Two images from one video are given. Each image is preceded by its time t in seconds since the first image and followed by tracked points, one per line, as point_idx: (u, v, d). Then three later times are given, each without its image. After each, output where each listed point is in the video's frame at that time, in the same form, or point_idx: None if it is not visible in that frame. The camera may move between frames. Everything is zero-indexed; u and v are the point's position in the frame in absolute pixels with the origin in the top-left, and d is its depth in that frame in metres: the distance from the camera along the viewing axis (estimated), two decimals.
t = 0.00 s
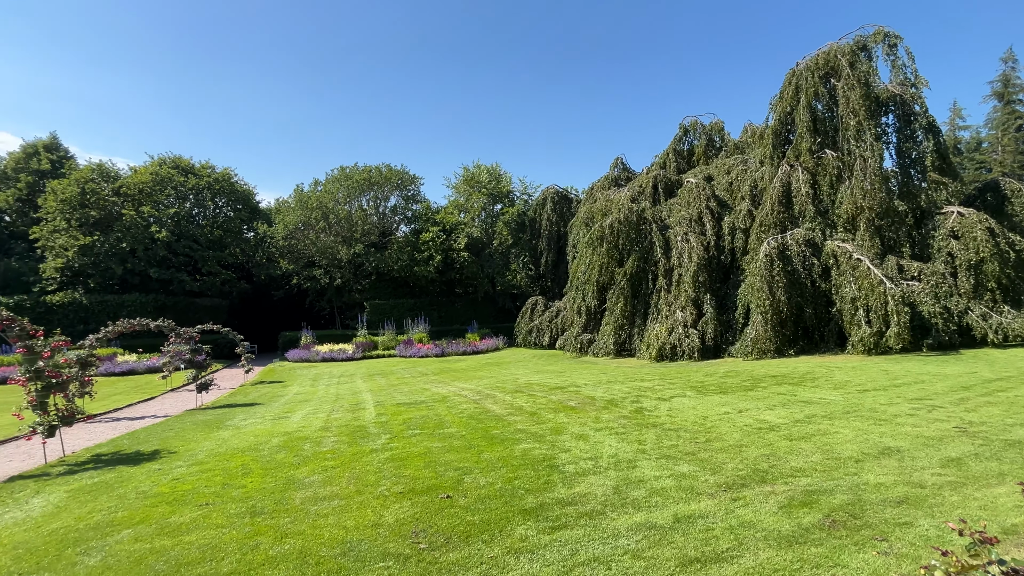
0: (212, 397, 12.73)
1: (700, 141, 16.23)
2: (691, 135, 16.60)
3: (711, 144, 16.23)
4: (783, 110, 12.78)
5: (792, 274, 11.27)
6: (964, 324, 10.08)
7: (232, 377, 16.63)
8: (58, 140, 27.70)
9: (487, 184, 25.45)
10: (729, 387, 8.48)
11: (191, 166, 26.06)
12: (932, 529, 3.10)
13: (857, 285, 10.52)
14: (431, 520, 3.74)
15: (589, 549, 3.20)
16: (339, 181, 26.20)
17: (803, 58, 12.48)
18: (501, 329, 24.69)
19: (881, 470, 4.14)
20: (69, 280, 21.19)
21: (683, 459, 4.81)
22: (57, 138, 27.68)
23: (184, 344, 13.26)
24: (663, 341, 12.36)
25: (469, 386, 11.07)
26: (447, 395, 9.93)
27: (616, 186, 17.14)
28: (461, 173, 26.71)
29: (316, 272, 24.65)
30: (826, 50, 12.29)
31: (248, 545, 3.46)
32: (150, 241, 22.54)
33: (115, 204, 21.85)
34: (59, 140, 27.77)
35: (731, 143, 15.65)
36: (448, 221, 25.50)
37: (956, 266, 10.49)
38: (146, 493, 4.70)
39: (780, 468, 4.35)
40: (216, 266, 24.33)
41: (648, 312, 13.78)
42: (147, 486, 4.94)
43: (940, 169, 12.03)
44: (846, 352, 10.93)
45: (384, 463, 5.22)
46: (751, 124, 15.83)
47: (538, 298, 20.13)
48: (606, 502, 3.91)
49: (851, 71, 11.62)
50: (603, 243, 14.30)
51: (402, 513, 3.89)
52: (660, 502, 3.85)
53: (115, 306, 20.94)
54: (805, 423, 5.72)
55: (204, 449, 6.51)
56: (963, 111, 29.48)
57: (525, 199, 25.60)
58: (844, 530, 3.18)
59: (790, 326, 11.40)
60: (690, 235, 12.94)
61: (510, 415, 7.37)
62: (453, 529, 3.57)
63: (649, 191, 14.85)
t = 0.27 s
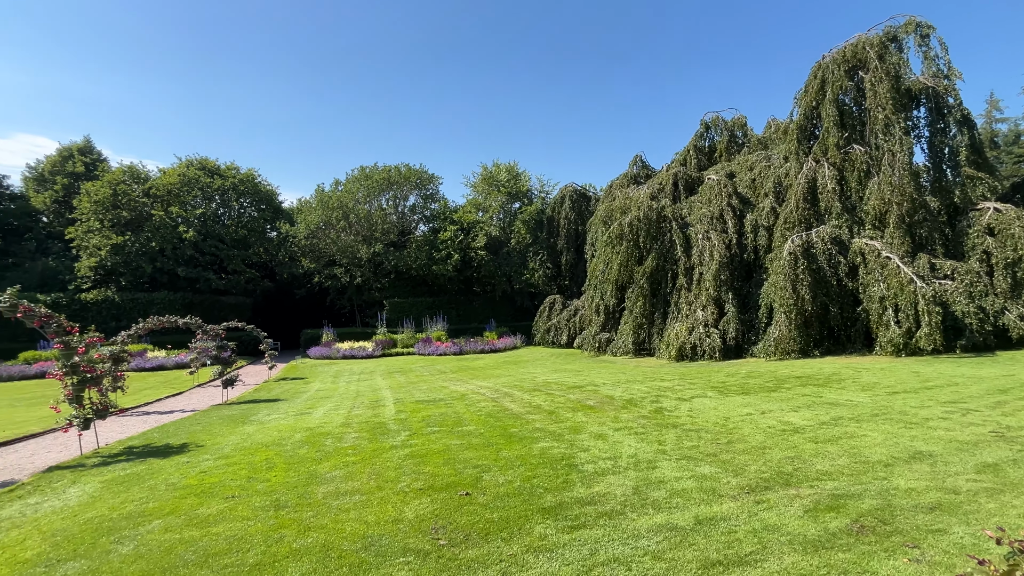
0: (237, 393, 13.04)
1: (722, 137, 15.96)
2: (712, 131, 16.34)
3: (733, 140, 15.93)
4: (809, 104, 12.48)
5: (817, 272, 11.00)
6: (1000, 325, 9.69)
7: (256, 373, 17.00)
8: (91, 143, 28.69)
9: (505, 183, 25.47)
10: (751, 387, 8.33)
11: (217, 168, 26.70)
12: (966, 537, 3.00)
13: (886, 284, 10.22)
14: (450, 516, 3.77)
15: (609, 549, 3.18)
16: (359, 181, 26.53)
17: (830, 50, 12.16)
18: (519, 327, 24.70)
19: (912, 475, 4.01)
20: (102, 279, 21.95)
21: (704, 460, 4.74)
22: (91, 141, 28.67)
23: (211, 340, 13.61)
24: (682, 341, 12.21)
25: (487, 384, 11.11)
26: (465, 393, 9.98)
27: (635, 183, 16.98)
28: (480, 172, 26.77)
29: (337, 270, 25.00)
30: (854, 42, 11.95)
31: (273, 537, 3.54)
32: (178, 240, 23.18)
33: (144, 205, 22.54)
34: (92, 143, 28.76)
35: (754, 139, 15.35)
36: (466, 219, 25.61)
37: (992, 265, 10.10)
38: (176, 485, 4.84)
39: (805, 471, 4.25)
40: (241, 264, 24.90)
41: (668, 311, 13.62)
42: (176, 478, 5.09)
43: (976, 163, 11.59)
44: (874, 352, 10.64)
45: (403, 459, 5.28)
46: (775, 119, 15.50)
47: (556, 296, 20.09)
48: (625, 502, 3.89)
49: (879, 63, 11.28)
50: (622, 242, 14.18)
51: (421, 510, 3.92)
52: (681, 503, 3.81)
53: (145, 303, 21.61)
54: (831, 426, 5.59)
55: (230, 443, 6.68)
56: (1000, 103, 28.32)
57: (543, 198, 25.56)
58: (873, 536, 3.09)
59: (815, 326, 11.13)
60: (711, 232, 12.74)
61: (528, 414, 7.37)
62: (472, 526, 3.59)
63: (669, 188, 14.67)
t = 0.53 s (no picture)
0: (261, 389, 13.34)
1: (745, 133, 15.65)
2: (735, 127, 16.03)
3: (757, 135, 15.60)
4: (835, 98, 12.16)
5: (845, 270, 10.71)
6: None
7: (279, 369, 17.36)
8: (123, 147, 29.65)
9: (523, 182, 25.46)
10: (775, 388, 8.16)
11: (242, 169, 27.30)
12: (1004, 546, 2.89)
13: (917, 282, 9.89)
14: (470, 513, 3.80)
15: (630, 549, 3.16)
16: (379, 181, 26.83)
17: (858, 42, 11.82)
18: (538, 326, 24.67)
19: (945, 480, 3.88)
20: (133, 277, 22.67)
21: (726, 462, 4.67)
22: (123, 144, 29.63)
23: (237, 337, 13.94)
24: (704, 340, 12.04)
25: (506, 383, 11.13)
26: (484, 391, 10.02)
27: (655, 181, 16.78)
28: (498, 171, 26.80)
29: (358, 269, 25.33)
30: (884, 32, 11.58)
31: (297, 531, 3.61)
32: (205, 240, 23.80)
33: (173, 206, 23.19)
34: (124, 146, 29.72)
35: (779, 134, 15.00)
36: (485, 218, 25.69)
37: None
38: (204, 477, 4.98)
39: (832, 475, 4.15)
40: (265, 263, 25.43)
41: (689, 310, 13.43)
42: (204, 471, 5.24)
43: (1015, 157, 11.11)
44: (904, 353, 10.31)
45: (423, 456, 5.32)
46: (800, 114, 15.13)
47: (574, 295, 20.00)
48: (646, 502, 3.85)
49: (911, 54, 10.92)
50: (641, 240, 14.04)
51: (441, 506, 3.96)
52: (703, 505, 3.76)
53: (174, 301, 22.25)
54: (859, 429, 5.43)
55: (255, 438, 6.84)
56: None
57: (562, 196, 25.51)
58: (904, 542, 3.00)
59: (842, 326, 10.85)
60: (734, 230, 12.52)
61: (546, 413, 7.36)
62: (492, 523, 3.61)
63: (689, 185, 14.46)
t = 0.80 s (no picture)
0: (285, 385, 13.63)
1: (768, 128, 15.32)
2: (758, 122, 15.70)
3: (781, 131, 15.24)
4: (864, 92, 11.81)
5: (873, 269, 10.40)
6: None
7: (302, 367, 17.69)
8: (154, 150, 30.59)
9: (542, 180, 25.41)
10: (800, 389, 7.98)
11: (266, 170, 27.87)
12: None
13: (952, 281, 9.55)
14: (489, 511, 3.81)
15: (651, 550, 3.13)
16: (399, 180, 27.12)
17: (888, 33, 11.45)
18: (557, 325, 24.60)
19: (982, 487, 3.74)
20: (163, 277, 23.38)
21: (750, 464, 4.59)
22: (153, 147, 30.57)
23: (262, 335, 14.26)
24: (726, 340, 11.85)
25: (524, 382, 11.14)
26: (503, 389, 10.05)
27: (676, 178, 16.56)
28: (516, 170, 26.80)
29: (378, 268, 25.64)
30: (916, 22, 11.20)
31: (321, 524, 3.68)
32: (231, 240, 24.41)
33: (200, 206, 23.83)
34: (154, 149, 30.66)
35: (804, 129, 14.64)
36: (503, 217, 25.73)
37: None
38: (231, 471, 5.11)
39: (860, 479, 4.04)
40: (289, 262, 25.94)
41: (711, 310, 13.22)
42: (232, 465, 5.38)
43: None
44: (937, 355, 9.97)
45: (444, 454, 5.37)
46: (827, 107, 14.74)
47: (593, 294, 19.89)
48: (667, 503, 3.81)
49: (944, 44, 10.52)
50: (662, 239, 13.88)
51: (462, 503, 3.98)
52: (726, 507, 3.70)
53: (202, 300, 22.88)
54: (888, 432, 5.28)
55: (280, 434, 6.99)
56: None
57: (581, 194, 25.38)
58: (938, 550, 2.91)
59: (871, 326, 10.55)
60: (757, 228, 12.28)
61: (566, 412, 7.34)
62: (511, 521, 3.62)
63: (711, 183, 14.23)
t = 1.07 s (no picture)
0: (309, 382, 13.89)
1: (794, 123, 14.96)
2: (784, 117, 15.35)
3: (808, 126, 14.86)
4: (895, 84, 11.45)
5: (905, 267, 10.08)
6: None
7: (325, 364, 18.00)
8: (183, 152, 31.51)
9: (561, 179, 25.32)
10: (827, 391, 7.78)
11: (290, 171, 28.40)
12: None
13: (989, 280, 9.17)
14: (510, 509, 3.82)
15: (673, 552, 3.10)
16: (419, 180, 27.34)
17: (922, 22, 11.06)
18: (576, 324, 24.49)
19: (1022, 494, 3.59)
20: (192, 275, 24.07)
21: (775, 466, 4.49)
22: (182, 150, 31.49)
23: (286, 332, 14.56)
24: (750, 340, 11.63)
25: (544, 380, 11.13)
26: (522, 388, 10.05)
27: (698, 175, 16.31)
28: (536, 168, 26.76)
29: (398, 267, 25.91)
30: (951, 11, 10.79)
31: (345, 519, 3.75)
32: (257, 239, 24.99)
33: (227, 207, 24.44)
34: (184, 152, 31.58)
35: (832, 124, 14.26)
36: (522, 216, 25.72)
37: None
38: (258, 465, 5.24)
39: (892, 484, 3.92)
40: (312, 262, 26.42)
41: (734, 309, 12.99)
42: (258, 459, 5.51)
43: None
44: (973, 356, 9.59)
45: (464, 451, 5.40)
46: (856, 101, 14.33)
47: (613, 293, 19.74)
48: (690, 505, 3.76)
49: (982, 33, 10.11)
50: (683, 237, 13.70)
51: (482, 501, 4.00)
52: (751, 509, 3.63)
53: (229, 298, 23.47)
54: (921, 436, 5.11)
55: (304, 429, 7.13)
56: None
57: (600, 193, 25.23)
58: (975, 559, 2.81)
59: (902, 326, 10.23)
60: (782, 225, 12.02)
61: (585, 411, 7.30)
62: (532, 519, 3.62)
63: (734, 179, 13.97)
